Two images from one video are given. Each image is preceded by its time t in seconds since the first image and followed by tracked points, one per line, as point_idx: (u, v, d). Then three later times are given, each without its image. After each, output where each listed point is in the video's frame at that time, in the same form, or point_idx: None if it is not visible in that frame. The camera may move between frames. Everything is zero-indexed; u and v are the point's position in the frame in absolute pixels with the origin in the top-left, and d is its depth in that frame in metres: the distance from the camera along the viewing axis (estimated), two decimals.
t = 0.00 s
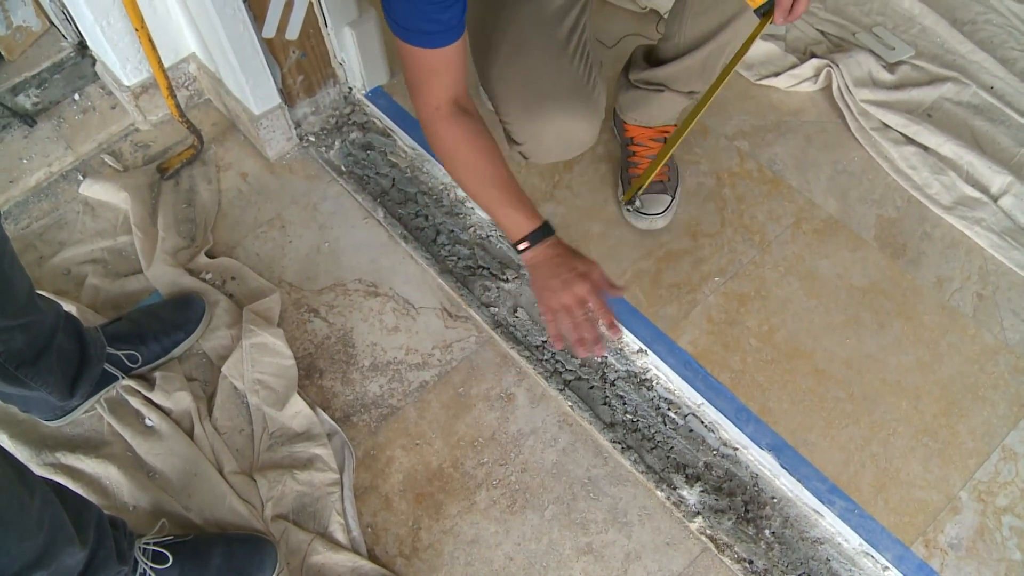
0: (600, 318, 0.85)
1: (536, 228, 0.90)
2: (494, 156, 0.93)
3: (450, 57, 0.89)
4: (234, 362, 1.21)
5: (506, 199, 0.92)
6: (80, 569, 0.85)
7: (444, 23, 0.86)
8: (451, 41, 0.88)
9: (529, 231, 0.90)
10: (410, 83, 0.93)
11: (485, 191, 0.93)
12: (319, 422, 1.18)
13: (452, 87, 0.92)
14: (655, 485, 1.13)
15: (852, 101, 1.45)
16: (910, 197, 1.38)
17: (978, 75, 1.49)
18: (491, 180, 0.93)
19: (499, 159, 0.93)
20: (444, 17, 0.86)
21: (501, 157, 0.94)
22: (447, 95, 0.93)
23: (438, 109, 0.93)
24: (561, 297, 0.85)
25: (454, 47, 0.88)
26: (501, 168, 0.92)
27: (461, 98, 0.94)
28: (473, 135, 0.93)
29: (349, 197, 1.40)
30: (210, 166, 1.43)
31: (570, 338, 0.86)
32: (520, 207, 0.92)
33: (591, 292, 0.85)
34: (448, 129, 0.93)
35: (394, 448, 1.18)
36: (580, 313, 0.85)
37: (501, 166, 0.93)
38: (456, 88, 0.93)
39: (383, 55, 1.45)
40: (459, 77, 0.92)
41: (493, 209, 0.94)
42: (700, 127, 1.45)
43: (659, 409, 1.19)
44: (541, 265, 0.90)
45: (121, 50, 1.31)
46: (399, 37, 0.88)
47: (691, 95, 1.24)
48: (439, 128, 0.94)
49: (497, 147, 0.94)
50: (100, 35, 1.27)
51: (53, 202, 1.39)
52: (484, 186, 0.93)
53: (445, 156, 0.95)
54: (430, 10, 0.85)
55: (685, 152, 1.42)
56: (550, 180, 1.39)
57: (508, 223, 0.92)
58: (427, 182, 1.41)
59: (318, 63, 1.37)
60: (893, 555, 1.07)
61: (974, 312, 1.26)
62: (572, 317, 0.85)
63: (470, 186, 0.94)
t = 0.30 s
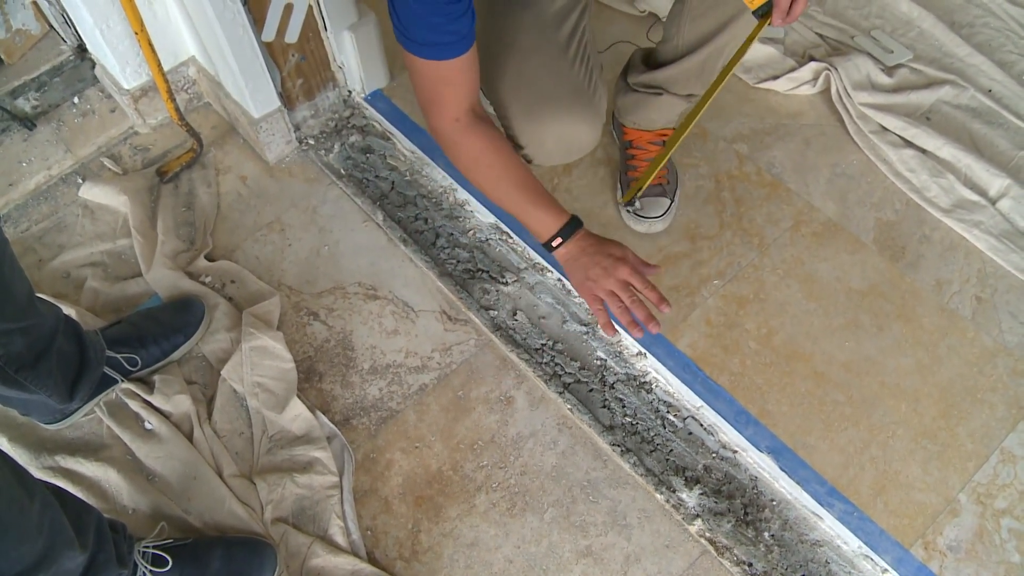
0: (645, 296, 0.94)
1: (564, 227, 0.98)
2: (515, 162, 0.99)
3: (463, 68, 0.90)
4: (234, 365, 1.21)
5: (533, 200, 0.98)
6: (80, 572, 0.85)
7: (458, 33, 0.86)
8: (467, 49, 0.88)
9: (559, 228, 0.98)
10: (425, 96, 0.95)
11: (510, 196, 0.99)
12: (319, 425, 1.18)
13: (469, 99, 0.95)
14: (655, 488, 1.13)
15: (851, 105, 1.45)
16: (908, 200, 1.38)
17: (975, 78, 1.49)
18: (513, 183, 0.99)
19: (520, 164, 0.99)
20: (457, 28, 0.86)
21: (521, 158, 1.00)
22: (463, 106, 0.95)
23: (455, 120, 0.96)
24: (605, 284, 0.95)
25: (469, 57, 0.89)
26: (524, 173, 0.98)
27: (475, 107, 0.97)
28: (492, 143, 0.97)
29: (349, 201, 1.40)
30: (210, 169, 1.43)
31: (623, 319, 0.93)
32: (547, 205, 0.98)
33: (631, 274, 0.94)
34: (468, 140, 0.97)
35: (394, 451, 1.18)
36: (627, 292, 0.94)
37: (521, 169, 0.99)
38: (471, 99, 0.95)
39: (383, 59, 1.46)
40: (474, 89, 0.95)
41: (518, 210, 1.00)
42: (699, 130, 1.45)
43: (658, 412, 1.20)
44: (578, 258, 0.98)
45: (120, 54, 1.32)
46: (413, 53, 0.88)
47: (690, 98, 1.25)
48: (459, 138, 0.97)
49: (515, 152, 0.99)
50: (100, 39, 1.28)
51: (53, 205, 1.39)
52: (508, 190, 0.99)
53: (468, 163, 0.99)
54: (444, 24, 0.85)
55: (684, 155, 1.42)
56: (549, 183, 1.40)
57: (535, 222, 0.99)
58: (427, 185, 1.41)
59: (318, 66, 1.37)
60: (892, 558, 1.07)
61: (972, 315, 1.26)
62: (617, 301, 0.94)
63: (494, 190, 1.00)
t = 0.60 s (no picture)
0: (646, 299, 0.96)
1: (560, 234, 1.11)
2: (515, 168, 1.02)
3: (470, 80, 0.89)
4: (234, 367, 1.21)
5: (534, 210, 1.06)
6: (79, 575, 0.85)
7: (466, 40, 0.85)
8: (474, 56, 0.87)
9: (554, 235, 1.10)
10: (435, 108, 0.93)
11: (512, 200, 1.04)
12: (319, 427, 1.18)
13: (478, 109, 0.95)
14: (654, 490, 1.13)
15: (850, 108, 1.45)
16: (908, 203, 1.38)
17: (974, 81, 1.49)
18: (515, 187, 1.03)
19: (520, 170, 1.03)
20: (464, 34, 0.85)
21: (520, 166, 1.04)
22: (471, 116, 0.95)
23: (466, 131, 0.96)
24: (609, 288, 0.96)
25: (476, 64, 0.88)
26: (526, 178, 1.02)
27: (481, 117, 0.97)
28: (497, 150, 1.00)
29: (348, 203, 1.40)
30: (210, 171, 1.43)
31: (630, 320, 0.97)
32: (545, 215, 1.07)
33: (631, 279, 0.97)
34: (477, 149, 0.98)
35: (394, 453, 1.18)
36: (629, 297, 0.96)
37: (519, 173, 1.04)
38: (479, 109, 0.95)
39: (383, 62, 1.46)
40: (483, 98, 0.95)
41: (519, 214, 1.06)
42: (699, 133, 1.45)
43: (658, 414, 1.20)
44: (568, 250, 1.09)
45: (121, 56, 1.32)
46: (419, 63, 0.86)
47: (691, 101, 1.25)
48: (469, 150, 0.98)
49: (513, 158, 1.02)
50: (100, 41, 1.28)
51: (53, 207, 1.39)
52: (511, 196, 1.03)
53: (474, 173, 1.00)
54: (451, 30, 0.84)
55: (683, 158, 1.42)
56: (549, 185, 1.40)
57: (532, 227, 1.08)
58: (427, 187, 1.42)
59: (318, 68, 1.38)
60: (892, 560, 1.07)
61: (972, 317, 1.27)
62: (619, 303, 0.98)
63: (497, 196, 1.03)
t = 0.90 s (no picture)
0: (628, 307, 1.03)
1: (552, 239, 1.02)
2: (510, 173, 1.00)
3: (466, 82, 0.89)
4: (234, 369, 1.21)
5: (528, 213, 1.01)
6: None
7: (462, 49, 0.85)
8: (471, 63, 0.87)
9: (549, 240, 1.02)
10: (429, 109, 0.93)
11: (506, 205, 1.01)
12: (319, 429, 1.18)
13: (472, 110, 0.94)
14: (654, 493, 1.13)
15: (851, 110, 1.45)
16: (908, 205, 1.38)
17: (974, 84, 1.49)
18: (510, 192, 1.00)
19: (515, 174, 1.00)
20: (463, 43, 0.85)
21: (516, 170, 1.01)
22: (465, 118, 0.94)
23: (459, 133, 0.95)
24: (593, 294, 1.02)
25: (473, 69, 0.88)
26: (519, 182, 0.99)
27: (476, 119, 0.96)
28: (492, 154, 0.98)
29: (349, 205, 1.40)
30: (211, 173, 1.43)
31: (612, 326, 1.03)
32: (537, 216, 1.01)
33: (619, 285, 1.02)
34: (470, 152, 0.96)
35: (394, 455, 1.18)
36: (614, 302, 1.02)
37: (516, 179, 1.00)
38: (473, 111, 0.94)
39: (383, 64, 1.46)
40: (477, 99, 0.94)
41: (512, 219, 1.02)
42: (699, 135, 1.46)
43: (658, 417, 1.20)
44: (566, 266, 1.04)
45: (121, 57, 1.32)
46: (415, 66, 0.87)
47: (692, 103, 1.25)
48: (461, 149, 0.96)
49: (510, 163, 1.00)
50: (101, 43, 1.28)
51: (54, 209, 1.39)
52: (504, 200, 1.00)
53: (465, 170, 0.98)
54: (450, 41, 0.84)
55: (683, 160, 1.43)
56: (549, 187, 1.40)
57: (526, 232, 1.02)
58: (427, 190, 1.42)
59: (319, 70, 1.38)
60: (892, 563, 1.07)
61: (972, 320, 1.27)
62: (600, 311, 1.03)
63: (491, 201, 1.01)
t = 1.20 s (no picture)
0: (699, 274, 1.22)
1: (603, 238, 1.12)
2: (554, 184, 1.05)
3: (499, 103, 0.91)
4: (236, 371, 1.20)
5: (580, 217, 1.08)
6: None
7: (492, 68, 0.86)
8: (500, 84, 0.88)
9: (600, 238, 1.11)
10: (469, 136, 0.96)
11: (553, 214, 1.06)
12: (321, 431, 1.18)
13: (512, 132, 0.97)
14: (656, 495, 1.13)
15: (852, 112, 1.46)
16: (909, 207, 1.38)
17: (975, 86, 1.49)
18: (555, 200, 1.05)
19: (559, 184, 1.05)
20: (492, 63, 0.86)
21: (558, 177, 1.06)
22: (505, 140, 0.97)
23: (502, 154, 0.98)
24: (667, 273, 1.20)
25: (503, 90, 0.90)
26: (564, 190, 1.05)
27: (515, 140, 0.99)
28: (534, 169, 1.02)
29: (350, 207, 1.40)
30: (212, 175, 1.44)
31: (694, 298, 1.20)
32: (585, 219, 1.09)
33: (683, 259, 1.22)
34: (515, 171, 1.00)
35: (395, 458, 1.18)
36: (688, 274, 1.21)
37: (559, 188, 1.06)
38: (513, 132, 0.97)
39: (384, 66, 1.46)
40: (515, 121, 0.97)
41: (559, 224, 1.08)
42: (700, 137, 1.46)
43: (660, 419, 1.20)
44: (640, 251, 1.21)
45: (123, 59, 1.32)
46: (444, 92, 0.88)
47: (693, 105, 1.25)
48: (507, 170, 1.00)
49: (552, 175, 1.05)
50: (102, 45, 1.28)
51: (55, 211, 1.39)
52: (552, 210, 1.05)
53: (512, 189, 1.03)
54: (478, 61, 0.85)
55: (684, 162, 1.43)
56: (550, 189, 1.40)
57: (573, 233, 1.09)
58: (429, 192, 1.42)
59: (320, 73, 1.38)
60: (894, 565, 1.07)
61: (973, 322, 1.27)
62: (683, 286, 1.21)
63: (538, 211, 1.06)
